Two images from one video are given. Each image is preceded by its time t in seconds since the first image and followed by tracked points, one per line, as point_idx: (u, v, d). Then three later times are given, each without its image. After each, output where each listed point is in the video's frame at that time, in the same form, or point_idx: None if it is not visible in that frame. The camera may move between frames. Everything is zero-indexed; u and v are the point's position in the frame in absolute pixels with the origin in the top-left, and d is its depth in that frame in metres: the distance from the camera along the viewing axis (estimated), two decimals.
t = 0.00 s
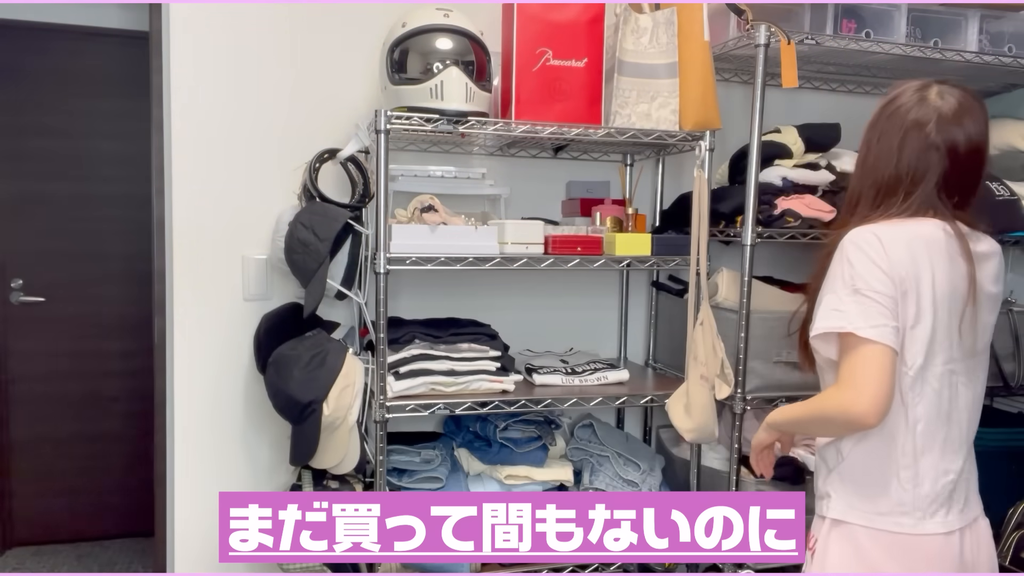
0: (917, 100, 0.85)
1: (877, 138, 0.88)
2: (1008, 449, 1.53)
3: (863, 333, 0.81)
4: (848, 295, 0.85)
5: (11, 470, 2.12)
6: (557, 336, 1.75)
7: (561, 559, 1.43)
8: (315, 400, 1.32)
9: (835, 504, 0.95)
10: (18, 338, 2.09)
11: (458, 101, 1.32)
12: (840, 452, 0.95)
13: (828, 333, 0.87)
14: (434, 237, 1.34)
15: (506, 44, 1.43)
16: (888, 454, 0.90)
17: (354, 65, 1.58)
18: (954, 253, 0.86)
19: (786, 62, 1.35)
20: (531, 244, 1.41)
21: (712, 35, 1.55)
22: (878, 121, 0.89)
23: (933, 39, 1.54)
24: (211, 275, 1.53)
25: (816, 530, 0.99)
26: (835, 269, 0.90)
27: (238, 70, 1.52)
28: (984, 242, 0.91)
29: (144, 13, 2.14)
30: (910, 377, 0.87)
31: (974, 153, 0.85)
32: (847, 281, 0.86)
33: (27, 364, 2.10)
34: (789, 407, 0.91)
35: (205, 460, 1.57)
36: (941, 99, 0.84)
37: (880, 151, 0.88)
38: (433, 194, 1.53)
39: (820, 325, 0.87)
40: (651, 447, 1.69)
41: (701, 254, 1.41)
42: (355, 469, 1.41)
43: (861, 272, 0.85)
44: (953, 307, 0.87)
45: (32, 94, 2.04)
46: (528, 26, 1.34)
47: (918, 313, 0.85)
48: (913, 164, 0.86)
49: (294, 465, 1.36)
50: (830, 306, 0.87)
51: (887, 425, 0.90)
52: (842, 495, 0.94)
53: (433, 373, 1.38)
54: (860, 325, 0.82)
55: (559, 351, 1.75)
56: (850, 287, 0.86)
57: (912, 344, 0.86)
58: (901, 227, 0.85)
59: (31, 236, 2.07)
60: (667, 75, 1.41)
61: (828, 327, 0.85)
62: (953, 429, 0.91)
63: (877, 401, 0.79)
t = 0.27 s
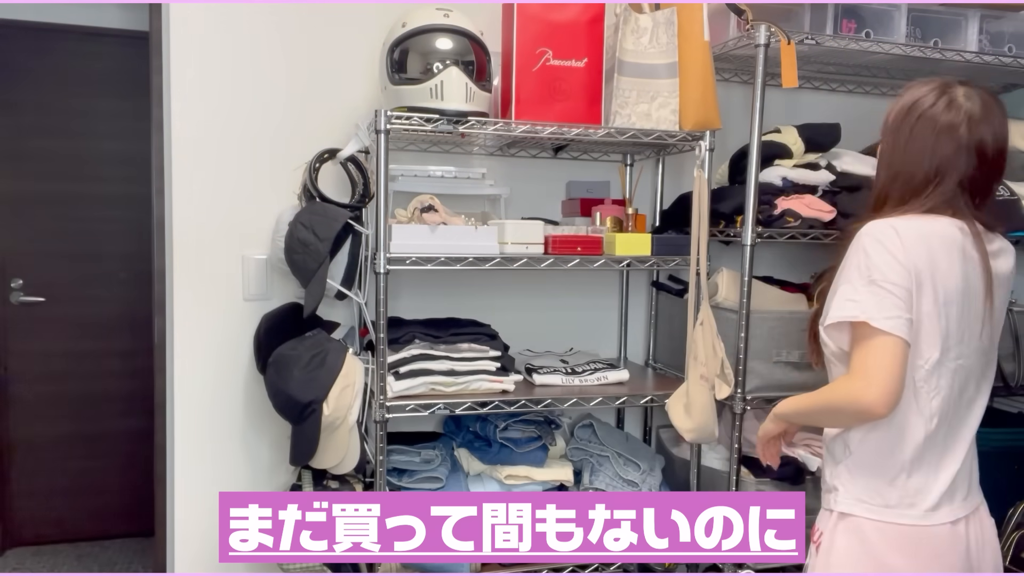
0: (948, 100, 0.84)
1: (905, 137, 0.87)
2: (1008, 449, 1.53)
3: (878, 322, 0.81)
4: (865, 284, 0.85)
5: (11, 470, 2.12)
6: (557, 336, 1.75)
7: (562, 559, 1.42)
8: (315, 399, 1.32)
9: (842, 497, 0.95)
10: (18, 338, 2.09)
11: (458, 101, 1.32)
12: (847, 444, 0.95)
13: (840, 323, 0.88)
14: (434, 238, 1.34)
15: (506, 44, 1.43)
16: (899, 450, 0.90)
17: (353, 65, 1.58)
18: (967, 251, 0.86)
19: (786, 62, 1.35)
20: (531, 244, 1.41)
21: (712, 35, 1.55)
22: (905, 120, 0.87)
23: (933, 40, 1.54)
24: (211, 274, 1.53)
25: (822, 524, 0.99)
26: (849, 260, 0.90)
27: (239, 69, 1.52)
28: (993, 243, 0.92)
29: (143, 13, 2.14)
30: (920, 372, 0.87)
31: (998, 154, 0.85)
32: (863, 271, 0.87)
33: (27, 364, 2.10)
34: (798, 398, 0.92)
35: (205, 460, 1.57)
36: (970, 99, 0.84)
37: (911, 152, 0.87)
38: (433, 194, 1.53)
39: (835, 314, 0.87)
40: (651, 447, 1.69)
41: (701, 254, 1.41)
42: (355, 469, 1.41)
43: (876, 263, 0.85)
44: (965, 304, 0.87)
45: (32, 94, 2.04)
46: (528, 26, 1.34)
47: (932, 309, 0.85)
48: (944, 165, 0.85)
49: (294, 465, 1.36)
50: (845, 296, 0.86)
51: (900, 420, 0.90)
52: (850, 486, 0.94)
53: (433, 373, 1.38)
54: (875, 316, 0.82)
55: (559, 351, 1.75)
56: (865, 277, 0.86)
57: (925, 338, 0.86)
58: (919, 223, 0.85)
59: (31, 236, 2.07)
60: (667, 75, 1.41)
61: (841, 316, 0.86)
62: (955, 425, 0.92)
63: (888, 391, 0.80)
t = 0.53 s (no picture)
0: (947, 95, 0.82)
1: (915, 138, 0.84)
2: (1009, 449, 1.53)
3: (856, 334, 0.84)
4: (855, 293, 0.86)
5: (11, 470, 2.12)
6: (557, 336, 1.75)
7: (562, 559, 1.42)
8: (314, 399, 1.32)
9: (851, 507, 0.95)
10: (17, 338, 2.09)
11: (458, 101, 1.32)
12: (853, 453, 0.95)
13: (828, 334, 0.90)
14: (434, 238, 1.34)
15: (506, 44, 1.43)
16: (907, 456, 0.90)
17: (353, 65, 1.58)
18: (973, 254, 0.86)
19: (786, 62, 1.35)
20: (531, 244, 1.41)
21: (712, 35, 1.55)
22: (910, 121, 0.84)
23: (933, 40, 1.54)
24: (210, 274, 1.53)
25: (832, 534, 0.99)
26: (847, 264, 0.91)
27: (238, 69, 1.52)
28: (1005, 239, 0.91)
29: (144, 13, 2.14)
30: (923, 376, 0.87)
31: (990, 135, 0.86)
32: (852, 280, 0.88)
33: (27, 364, 2.10)
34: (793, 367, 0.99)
35: (205, 460, 1.57)
36: (963, 91, 0.83)
37: (926, 153, 0.83)
38: (432, 194, 1.53)
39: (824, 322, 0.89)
40: (651, 447, 1.69)
41: (701, 254, 1.41)
42: (355, 469, 1.41)
43: (868, 272, 0.86)
44: (969, 306, 0.87)
45: (32, 94, 2.04)
46: (528, 26, 1.34)
47: (928, 315, 0.86)
48: (961, 160, 0.83)
49: (294, 465, 1.36)
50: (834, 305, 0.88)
51: (900, 424, 0.90)
52: (858, 496, 0.94)
53: (433, 373, 1.38)
54: (855, 327, 0.84)
55: (559, 351, 1.75)
56: (855, 287, 0.87)
57: (926, 345, 0.87)
58: (917, 227, 0.85)
59: (31, 236, 2.07)
60: (667, 75, 1.41)
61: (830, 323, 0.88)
62: (966, 426, 0.91)
63: (857, 404, 0.84)
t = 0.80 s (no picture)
0: (949, 83, 0.80)
1: (923, 128, 0.81)
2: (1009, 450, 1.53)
3: (844, 361, 0.82)
4: (859, 314, 0.83)
5: (12, 470, 2.12)
6: (557, 336, 1.75)
7: (562, 559, 1.42)
8: (314, 399, 1.32)
9: (868, 539, 0.94)
10: (18, 339, 2.09)
11: (458, 101, 1.32)
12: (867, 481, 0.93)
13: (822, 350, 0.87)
14: (434, 237, 1.35)
15: (506, 44, 1.43)
16: (927, 484, 0.88)
17: (353, 65, 1.58)
18: (987, 273, 0.84)
19: (786, 62, 1.35)
20: (531, 244, 1.41)
21: (712, 35, 1.55)
22: (917, 111, 0.81)
23: (933, 40, 1.54)
24: (210, 275, 1.53)
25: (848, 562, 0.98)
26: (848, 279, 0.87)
27: (238, 69, 1.52)
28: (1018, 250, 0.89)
29: (144, 13, 2.14)
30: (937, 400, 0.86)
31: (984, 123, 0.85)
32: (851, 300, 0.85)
33: (27, 364, 2.10)
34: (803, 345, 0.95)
35: (205, 460, 1.57)
36: (960, 77, 0.82)
37: (934, 145, 0.81)
38: (432, 194, 1.53)
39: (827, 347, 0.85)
40: (651, 447, 1.69)
41: (701, 254, 1.41)
42: (355, 469, 1.41)
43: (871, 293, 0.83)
44: (985, 325, 0.85)
45: (33, 94, 2.04)
46: (528, 26, 1.34)
47: (939, 335, 0.84)
48: (964, 152, 0.81)
49: (294, 465, 1.36)
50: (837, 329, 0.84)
51: (914, 453, 0.88)
52: (875, 526, 0.93)
53: (433, 373, 1.38)
54: (843, 352, 0.82)
55: (559, 351, 1.75)
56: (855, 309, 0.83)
57: (938, 368, 0.85)
58: (926, 246, 0.82)
59: (31, 236, 2.07)
60: (667, 74, 1.41)
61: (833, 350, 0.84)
62: (985, 445, 0.90)
63: (840, 421, 0.85)
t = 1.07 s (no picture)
0: (950, 72, 0.79)
1: (943, 122, 0.78)
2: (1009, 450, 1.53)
3: (937, 389, 0.74)
4: (927, 331, 0.76)
5: (11, 470, 2.12)
6: (557, 336, 1.75)
7: (561, 558, 1.43)
8: (314, 399, 1.32)
9: None
10: (17, 339, 2.09)
11: (458, 101, 1.32)
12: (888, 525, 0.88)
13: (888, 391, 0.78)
14: (434, 237, 1.34)
15: (506, 44, 1.43)
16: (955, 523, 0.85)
17: (354, 65, 1.58)
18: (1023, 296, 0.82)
19: (786, 62, 1.35)
20: (530, 244, 1.41)
21: (712, 35, 1.55)
22: (929, 104, 0.78)
23: (933, 40, 1.54)
24: (210, 275, 1.53)
25: None
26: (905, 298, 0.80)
27: (238, 69, 1.52)
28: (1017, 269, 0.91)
29: (144, 13, 2.14)
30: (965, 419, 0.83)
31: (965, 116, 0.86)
32: (924, 319, 0.77)
33: (26, 364, 2.10)
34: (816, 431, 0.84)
35: (204, 460, 1.57)
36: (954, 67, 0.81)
37: (952, 142, 0.79)
38: (432, 194, 1.53)
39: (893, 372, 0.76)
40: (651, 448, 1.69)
41: (701, 254, 1.41)
42: (355, 469, 1.41)
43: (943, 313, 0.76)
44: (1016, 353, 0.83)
45: (32, 94, 2.04)
46: (528, 26, 1.34)
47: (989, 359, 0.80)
48: (975, 147, 0.79)
49: (294, 465, 1.36)
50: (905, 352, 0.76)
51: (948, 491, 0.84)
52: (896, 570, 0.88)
53: (433, 373, 1.38)
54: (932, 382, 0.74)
55: (559, 351, 1.75)
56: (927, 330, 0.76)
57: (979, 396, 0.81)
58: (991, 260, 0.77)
59: (31, 236, 2.07)
60: (667, 75, 1.41)
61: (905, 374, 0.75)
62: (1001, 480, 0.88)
63: (930, 470, 0.74)
